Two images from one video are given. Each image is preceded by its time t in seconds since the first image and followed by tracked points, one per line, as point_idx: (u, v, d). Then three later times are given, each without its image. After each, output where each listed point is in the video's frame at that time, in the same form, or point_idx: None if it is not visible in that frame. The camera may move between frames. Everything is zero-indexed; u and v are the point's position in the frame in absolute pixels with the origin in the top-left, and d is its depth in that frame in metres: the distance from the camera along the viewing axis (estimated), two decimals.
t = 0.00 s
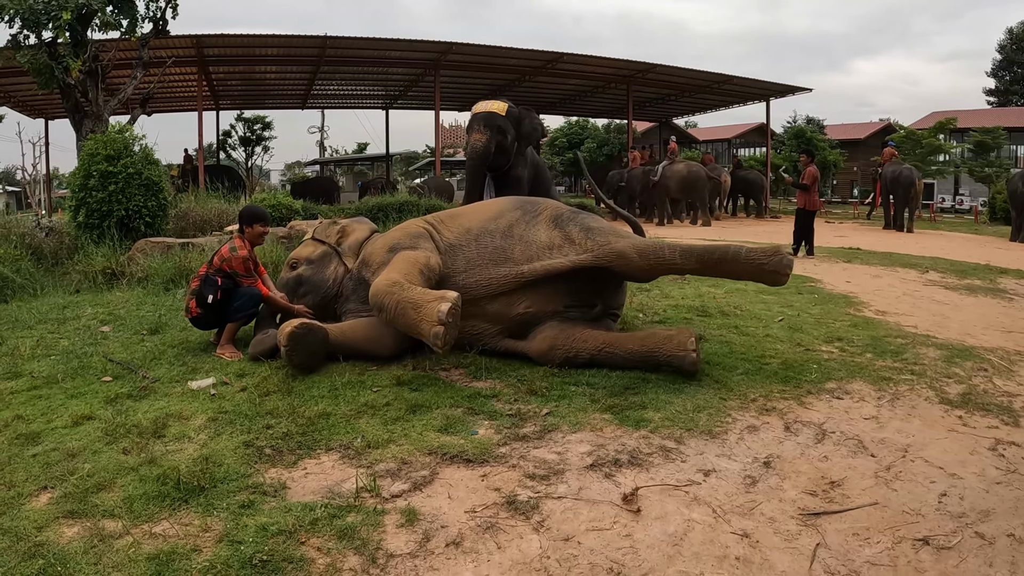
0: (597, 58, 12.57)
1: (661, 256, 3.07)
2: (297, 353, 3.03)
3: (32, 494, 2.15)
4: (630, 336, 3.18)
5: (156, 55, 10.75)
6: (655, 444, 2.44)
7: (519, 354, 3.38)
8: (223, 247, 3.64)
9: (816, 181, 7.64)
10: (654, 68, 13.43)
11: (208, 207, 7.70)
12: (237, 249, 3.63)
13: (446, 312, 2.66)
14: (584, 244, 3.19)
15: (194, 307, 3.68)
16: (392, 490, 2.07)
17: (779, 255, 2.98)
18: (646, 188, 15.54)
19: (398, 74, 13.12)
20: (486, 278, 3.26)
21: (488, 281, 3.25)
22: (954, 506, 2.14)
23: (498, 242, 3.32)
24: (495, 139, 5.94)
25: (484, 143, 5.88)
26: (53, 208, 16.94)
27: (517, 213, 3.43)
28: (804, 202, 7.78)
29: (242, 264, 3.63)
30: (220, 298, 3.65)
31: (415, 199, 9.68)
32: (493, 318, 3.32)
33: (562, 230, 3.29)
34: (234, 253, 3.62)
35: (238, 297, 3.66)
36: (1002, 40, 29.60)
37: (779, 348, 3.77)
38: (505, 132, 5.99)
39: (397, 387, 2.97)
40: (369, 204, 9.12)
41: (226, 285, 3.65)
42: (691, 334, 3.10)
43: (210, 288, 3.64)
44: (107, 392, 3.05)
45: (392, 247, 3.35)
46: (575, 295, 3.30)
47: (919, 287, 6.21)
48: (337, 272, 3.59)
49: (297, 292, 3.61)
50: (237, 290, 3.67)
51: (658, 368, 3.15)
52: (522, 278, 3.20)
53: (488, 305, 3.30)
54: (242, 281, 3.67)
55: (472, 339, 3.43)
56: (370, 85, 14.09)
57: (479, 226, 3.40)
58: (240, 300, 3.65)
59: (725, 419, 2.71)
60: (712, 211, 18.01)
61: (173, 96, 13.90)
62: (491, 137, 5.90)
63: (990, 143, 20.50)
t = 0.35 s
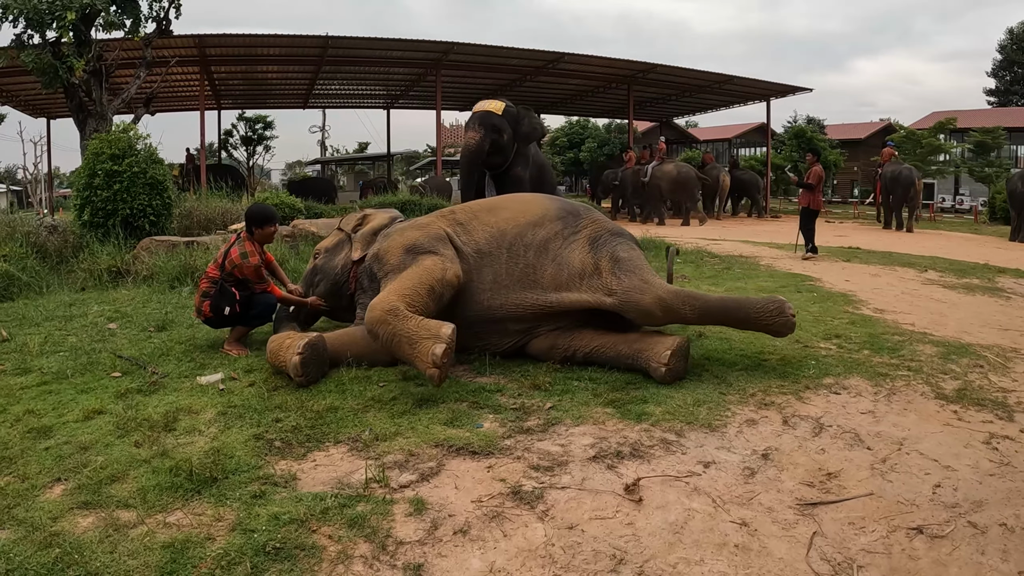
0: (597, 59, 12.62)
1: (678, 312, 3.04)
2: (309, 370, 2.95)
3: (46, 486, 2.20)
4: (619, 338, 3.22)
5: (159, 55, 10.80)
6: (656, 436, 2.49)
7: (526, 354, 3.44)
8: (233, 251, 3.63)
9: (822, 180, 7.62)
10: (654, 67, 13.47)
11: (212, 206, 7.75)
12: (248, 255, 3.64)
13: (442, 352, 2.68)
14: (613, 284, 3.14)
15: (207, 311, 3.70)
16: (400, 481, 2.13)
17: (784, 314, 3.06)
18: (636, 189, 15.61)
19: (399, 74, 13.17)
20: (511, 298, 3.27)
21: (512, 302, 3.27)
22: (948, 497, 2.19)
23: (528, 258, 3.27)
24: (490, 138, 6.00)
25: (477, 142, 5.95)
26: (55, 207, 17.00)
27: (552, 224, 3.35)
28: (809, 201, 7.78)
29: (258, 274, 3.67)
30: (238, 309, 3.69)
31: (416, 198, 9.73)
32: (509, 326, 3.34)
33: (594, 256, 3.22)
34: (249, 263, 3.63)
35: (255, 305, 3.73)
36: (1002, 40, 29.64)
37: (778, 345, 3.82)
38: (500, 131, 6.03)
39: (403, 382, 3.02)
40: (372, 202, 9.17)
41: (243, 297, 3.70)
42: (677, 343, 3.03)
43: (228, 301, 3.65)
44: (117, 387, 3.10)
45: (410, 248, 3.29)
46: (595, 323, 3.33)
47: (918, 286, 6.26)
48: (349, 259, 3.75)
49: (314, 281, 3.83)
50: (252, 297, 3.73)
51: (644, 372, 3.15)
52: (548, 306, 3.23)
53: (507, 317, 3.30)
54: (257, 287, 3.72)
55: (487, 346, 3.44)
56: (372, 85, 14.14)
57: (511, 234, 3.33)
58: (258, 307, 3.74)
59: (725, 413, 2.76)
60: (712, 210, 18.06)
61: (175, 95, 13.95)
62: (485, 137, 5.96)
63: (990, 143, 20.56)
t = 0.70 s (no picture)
0: (599, 58, 12.64)
1: (663, 253, 3.09)
2: (307, 370, 2.93)
3: (52, 485, 2.23)
4: (621, 337, 3.21)
5: (161, 55, 10.82)
6: (656, 436, 2.51)
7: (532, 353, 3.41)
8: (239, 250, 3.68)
9: (827, 180, 7.62)
10: (656, 67, 13.48)
11: (214, 206, 7.77)
12: (252, 253, 3.67)
13: (389, 333, 2.74)
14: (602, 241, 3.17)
15: (210, 311, 3.72)
16: (403, 481, 2.15)
17: (764, 249, 3.05)
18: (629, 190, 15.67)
19: (401, 74, 13.19)
20: (514, 279, 3.28)
21: (518, 285, 3.27)
22: (945, 496, 2.21)
23: (527, 242, 3.36)
24: (486, 144, 6.03)
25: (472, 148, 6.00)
26: (58, 207, 17.05)
27: (549, 211, 3.46)
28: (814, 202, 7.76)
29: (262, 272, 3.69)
30: (240, 306, 3.72)
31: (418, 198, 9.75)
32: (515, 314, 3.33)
33: (590, 230, 3.29)
34: (253, 260, 3.65)
35: (256, 303, 3.74)
36: (1003, 39, 29.60)
37: (778, 345, 3.85)
38: (496, 137, 6.05)
39: (405, 382, 3.05)
40: (373, 203, 9.19)
41: (246, 294, 3.72)
42: (673, 344, 3.05)
43: (231, 298, 3.69)
44: (121, 387, 3.12)
45: (413, 251, 3.35)
46: (604, 301, 3.31)
47: (919, 286, 6.27)
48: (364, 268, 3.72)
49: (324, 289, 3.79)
50: (255, 295, 3.75)
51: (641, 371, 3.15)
52: (549, 280, 3.23)
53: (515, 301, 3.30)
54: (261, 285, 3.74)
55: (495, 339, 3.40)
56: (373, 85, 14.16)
57: (511, 226, 3.43)
58: (259, 305, 3.75)
59: (725, 413, 2.78)
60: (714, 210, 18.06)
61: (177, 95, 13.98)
62: (480, 143, 6.00)
63: (991, 143, 20.57)
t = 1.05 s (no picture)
0: (599, 58, 12.63)
1: (561, 175, 3.22)
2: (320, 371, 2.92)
3: (50, 485, 2.22)
4: (623, 337, 3.23)
5: (161, 55, 10.83)
6: (654, 437, 2.51)
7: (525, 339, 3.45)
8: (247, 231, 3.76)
9: (831, 180, 7.59)
10: (657, 67, 13.46)
11: (215, 206, 7.77)
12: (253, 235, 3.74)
13: (325, 277, 2.88)
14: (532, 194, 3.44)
15: (212, 291, 3.84)
16: (401, 481, 2.14)
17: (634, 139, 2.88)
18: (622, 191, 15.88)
19: (402, 74, 13.19)
20: (480, 247, 3.51)
21: (484, 251, 3.47)
22: (945, 498, 2.20)
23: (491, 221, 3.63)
24: (496, 149, 6.07)
25: (483, 154, 6.02)
26: (59, 206, 17.05)
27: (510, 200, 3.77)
28: (820, 203, 7.74)
29: (258, 254, 3.71)
30: (236, 285, 3.80)
31: (418, 197, 9.75)
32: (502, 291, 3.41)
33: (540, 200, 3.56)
34: (251, 241, 3.70)
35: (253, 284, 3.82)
36: (1004, 39, 29.58)
37: (778, 345, 3.84)
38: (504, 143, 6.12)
39: (403, 382, 3.05)
40: (374, 203, 9.19)
41: (243, 274, 3.80)
42: (675, 343, 3.04)
43: (228, 275, 3.80)
44: (119, 387, 3.12)
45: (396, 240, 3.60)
46: (563, 259, 3.43)
47: (920, 286, 6.26)
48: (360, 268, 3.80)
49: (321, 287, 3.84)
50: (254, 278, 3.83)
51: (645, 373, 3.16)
52: (506, 241, 3.44)
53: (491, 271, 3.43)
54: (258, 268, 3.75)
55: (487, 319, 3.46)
56: (374, 84, 14.16)
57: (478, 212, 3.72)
58: (256, 287, 3.82)
59: (724, 414, 2.78)
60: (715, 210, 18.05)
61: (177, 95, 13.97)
62: (490, 149, 6.04)
63: (992, 143, 20.54)
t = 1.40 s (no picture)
0: (599, 58, 12.62)
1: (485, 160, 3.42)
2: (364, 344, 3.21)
3: (47, 486, 2.22)
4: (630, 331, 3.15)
5: (162, 55, 10.83)
6: (652, 438, 2.50)
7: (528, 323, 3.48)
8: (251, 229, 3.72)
9: (835, 180, 7.55)
10: (657, 66, 13.46)
11: (214, 206, 7.78)
12: (257, 234, 3.71)
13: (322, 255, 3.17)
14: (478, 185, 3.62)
15: (217, 294, 3.82)
16: (397, 482, 2.14)
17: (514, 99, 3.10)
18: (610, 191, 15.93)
19: (402, 74, 13.19)
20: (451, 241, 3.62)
21: (459, 245, 3.58)
22: (944, 500, 2.19)
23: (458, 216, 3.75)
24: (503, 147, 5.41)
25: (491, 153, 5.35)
26: (59, 207, 17.05)
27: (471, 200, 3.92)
28: (825, 203, 7.70)
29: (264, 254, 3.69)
30: (245, 288, 3.80)
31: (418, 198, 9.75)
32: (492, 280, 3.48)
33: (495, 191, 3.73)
34: (255, 241, 3.67)
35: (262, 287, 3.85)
36: (1005, 39, 29.54)
37: (777, 345, 3.84)
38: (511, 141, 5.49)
39: (400, 383, 3.04)
40: (374, 203, 9.20)
41: (251, 277, 3.81)
42: (667, 354, 2.85)
43: (236, 279, 3.78)
44: (118, 388, 3.12)
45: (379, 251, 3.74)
46: (532, 236, 3.51)
47: (921, 286, 6.25)
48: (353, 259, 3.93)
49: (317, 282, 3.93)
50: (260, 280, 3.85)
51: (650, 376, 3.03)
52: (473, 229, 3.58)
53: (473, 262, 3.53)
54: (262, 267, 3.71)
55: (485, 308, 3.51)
56: (375, 84, 14.16)
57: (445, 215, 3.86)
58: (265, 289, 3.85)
59: (722, 414, 2.77)
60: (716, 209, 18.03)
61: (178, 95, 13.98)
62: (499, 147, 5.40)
63: (993, 142, 20.52)
